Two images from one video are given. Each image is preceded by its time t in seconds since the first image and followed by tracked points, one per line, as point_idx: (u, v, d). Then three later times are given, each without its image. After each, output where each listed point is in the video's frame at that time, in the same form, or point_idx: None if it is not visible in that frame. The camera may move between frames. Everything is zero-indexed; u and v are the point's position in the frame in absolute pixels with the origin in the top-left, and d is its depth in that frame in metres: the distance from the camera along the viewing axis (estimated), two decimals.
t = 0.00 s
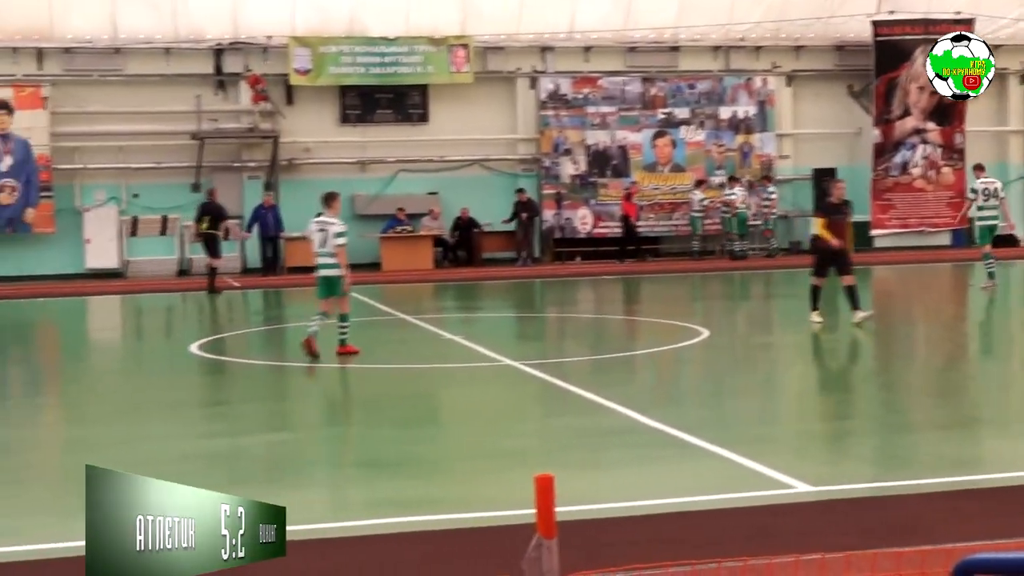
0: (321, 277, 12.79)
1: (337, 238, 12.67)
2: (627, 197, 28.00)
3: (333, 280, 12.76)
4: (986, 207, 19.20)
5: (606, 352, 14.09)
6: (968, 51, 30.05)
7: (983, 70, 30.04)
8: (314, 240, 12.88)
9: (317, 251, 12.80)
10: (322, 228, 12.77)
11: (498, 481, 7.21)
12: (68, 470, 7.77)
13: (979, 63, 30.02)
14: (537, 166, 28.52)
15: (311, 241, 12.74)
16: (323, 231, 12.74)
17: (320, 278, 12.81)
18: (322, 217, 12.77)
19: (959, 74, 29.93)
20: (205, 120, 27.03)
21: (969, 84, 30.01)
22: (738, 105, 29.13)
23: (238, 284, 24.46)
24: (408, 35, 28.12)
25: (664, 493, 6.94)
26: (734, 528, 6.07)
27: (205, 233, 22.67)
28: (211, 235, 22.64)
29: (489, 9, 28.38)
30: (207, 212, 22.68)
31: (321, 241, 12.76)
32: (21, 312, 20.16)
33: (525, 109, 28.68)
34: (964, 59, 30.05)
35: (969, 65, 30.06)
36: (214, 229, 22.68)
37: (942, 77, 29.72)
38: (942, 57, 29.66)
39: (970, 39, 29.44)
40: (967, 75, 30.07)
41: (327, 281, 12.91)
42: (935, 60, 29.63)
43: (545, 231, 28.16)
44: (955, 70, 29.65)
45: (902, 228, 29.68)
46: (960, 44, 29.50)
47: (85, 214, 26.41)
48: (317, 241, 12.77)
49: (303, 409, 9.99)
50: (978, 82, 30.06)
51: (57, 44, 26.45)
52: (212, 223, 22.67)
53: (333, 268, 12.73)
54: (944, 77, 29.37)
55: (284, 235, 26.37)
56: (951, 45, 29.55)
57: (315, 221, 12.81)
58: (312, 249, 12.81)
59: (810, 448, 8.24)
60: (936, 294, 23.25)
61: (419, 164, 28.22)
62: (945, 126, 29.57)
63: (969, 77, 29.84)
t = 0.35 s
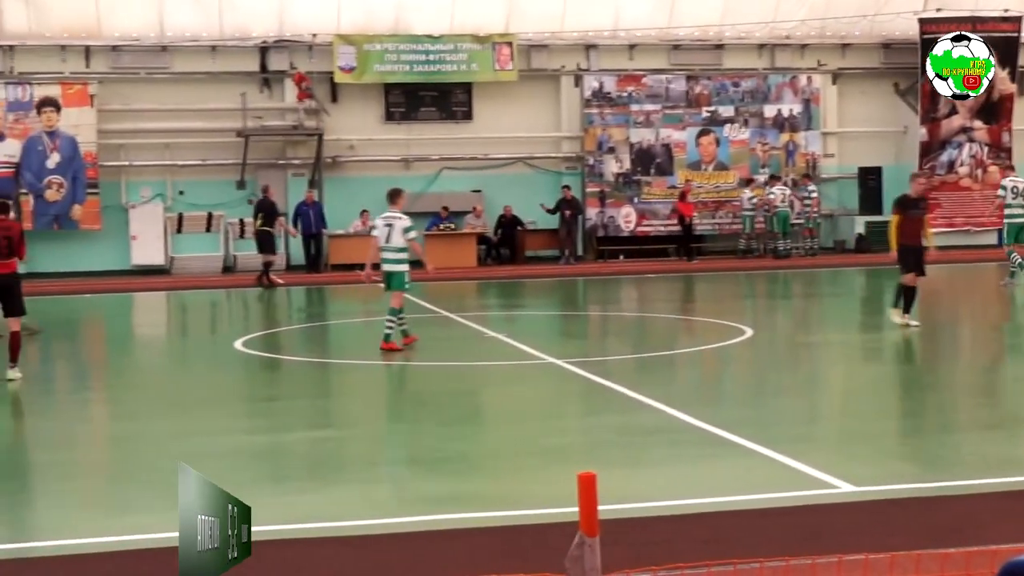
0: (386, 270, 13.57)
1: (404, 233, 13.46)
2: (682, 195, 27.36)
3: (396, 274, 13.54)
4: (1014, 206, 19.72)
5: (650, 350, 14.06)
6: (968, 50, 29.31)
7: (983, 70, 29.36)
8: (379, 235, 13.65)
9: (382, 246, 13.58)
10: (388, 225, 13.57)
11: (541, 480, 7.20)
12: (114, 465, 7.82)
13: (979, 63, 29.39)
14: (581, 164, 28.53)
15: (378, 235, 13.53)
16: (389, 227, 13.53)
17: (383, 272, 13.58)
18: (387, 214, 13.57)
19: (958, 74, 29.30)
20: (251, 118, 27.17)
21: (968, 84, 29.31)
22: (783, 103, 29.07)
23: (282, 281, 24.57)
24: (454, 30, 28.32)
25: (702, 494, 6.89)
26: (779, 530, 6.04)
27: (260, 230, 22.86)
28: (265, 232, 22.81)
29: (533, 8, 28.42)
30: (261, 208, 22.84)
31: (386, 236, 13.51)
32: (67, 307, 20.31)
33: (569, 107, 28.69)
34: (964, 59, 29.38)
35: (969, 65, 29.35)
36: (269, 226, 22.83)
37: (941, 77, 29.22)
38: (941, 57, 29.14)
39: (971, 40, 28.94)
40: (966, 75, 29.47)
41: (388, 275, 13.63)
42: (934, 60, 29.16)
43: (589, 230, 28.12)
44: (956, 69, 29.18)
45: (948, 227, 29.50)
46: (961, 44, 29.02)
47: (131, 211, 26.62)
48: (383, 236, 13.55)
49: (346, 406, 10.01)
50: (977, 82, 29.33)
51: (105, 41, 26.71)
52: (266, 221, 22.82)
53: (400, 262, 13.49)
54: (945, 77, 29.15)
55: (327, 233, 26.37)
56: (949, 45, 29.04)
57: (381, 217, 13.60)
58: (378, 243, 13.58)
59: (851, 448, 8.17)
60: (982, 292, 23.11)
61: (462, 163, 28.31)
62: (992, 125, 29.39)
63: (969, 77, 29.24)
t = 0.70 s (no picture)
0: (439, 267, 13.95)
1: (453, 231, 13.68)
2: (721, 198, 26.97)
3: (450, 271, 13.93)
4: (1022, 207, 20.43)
5: (684, 351, 14.03)
6: (968, 50, 29.11)
7: (983, 71, 28.84)
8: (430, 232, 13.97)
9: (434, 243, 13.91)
10: (439, 223, 13.85)
11: (574, 480, 7.19)
12: (148, 463, 7.86)
13: (979, 63, 28.88)
14: (614, 165, 28.52)
15: (430, 235, 13.84)
16: (440, 225, 13.83)
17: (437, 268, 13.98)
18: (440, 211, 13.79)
19: (958, 74, 29.53)
20: (285, 118, 27.24)
21: (969, 84, 29.19)
22: (817, 104, 28.99)
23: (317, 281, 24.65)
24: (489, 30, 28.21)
25: (730, 495, 6.88)
26: (812, 531, 6.03)
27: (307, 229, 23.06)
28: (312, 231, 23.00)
29: (566, 8, 28.42)
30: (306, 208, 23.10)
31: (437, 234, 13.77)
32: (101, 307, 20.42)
33: (602, 108, 28.73)
34: (964, 59, 29.30)
35: (969, 65, 29.20)
36: (315, 224, 23.04)
37: (941, 77, 29.86)
38: (941, 57, 29.69)
39: (971, 39, 28.82)
40: (969, 75, 29.24)
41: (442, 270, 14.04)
42: (933, 60, 29.79)
43: (622, 230, 28.18)
44: (956, 69, 29.52)
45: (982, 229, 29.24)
46: (962, 44, 29.05)
47: (166, 211, 26.76)
48: (435, 234, 13.86)
49: (378, 406, 10.03)
50: (978, 82, 29.00)
51: (141, 42, 26.84)
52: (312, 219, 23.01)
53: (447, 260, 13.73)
54: (945, 77, 29.78)
55: (361, 234, 26.37)
56: (948, 45, 29.40)
57: (432, 216, 13.87)
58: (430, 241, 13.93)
59: (882, 449, 8.13)
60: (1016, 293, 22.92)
61: (495, 163, 28.36)
62: None
63: (970, 78, 29.14)
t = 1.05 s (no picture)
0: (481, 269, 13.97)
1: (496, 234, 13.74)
2: (754, 199, 26.53)
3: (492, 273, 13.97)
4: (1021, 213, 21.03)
5: (706, 353, 14.01)
6: (968, 50, 29.22)
7: (983, 70, 28.79)
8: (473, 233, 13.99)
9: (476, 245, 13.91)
10: (483, 224, 13.84)
11: (595, 482, 7.19)
12: (170, 463, 7.87)
13: (979, 63, 28.84)
14: (638, 166, 28.52)
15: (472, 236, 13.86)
16: (483, 227, 13.82)
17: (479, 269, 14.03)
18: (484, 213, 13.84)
19: (958, 74, 29.53)
20: (309, 119, 27.32)
21: (968, 84, 29.32)
22: (841, 105, 28.92)
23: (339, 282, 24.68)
24: (512, 32, 28.31)
25: (752, 497, 6.87)
26: (836, 533, 6.02)
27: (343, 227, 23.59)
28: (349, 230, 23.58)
29: (589, 9, 28.38)
30: (344, 208, 23.47)
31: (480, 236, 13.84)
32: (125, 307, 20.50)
33: (626, 110, 28.73)
34: (964, 59, 29.26)
35: (969, 65, 29.17)
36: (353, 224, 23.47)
37: (940, 76, 29.82)
38: (940, 57, 29.62)
39: (969, 39, 29.06)
40: (967, 75, 29.39)
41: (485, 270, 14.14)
42: (933, 60, 29.71)
43: (645, 232, 28.15)
44: (955, 70, 29.49)
45: (1007, 231, 29.09)
46: (960, 44, 29.31)
47: (189, 212, 26.80)
48: (478, 236, 13.86)
49: (399, 406, 10.04)
50: (978, 82, 29.08)
51: (165, 43, 26.89)
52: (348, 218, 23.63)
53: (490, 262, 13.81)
54: (945, 77, 29.75)
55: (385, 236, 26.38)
56: (948, 44, 29.42)
57: (476, 216, 13.89)
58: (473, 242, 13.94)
59: (903, 452, 8.09)
60: None
61: (519, 164, 28.38)
62: None
63: (969, 77, 29.33)
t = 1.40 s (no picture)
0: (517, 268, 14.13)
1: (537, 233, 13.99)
2: (776, 202, 26.34)
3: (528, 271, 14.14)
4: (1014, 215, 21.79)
5: (722, 355, 14.01)
6: (968, 50, 29.40)
7: (983, 71, 29.36)
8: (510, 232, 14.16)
9: (513, 245, 14.11)
10: (520, 224, 14.03)
11: (611, 483, 7.18)
12: (188, 464, 7.90)
13: (979, 63, 29.33)
14: (653, 167, 28.52)
15: (510, 236, 14.04)
16: (521, 227, 14.01)
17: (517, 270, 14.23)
18: (521, 212, 14.05)
19: (958, 74, 29.64)
20: (324, 121, 27.40)
21: (968, 85, 29.62)
22: (857, 107, 28.90)
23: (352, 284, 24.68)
24: (527, 33, 28.30)
25: (768, 498, 6.87)
26: (855, 535, 6.01)
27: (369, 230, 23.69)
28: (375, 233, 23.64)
29: (604, 10, 28.36)
30: (372, 210, 23.65)
31: (519, 236, 14.05)
32: (143, 308, 20.54)
33: (642, 111, 28.69)
34: (964, 59, 29.47)
35: (969, 65, 29.49)
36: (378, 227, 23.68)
37: (941, 76, 29.62)
38: (941, 57, 29.45)
39: (970, 39, 29.24)
40: (967, 75, 29.68)
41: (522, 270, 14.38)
42: (933, 60, 29.47)
43: (661, 233, 28.17)
44: (955, 70, 29.56)
45: None
46: (961, 44, 29.31)
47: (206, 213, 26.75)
48: (514, 236, 14.06)
49: (415, 408, 10.06)
50: (978, 82, 29.54)
51: (181, 45, 26.92)
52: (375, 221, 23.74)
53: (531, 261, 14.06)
54: (944, 77, 29.61)
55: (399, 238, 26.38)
56: (948, 44, 29.31)
57: (512, 217, 14.05)
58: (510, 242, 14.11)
59: (919, 454, 8.09)
60: None
61: (535, 165, 28.40)
62: None
63: (969, 77, 29.63)
